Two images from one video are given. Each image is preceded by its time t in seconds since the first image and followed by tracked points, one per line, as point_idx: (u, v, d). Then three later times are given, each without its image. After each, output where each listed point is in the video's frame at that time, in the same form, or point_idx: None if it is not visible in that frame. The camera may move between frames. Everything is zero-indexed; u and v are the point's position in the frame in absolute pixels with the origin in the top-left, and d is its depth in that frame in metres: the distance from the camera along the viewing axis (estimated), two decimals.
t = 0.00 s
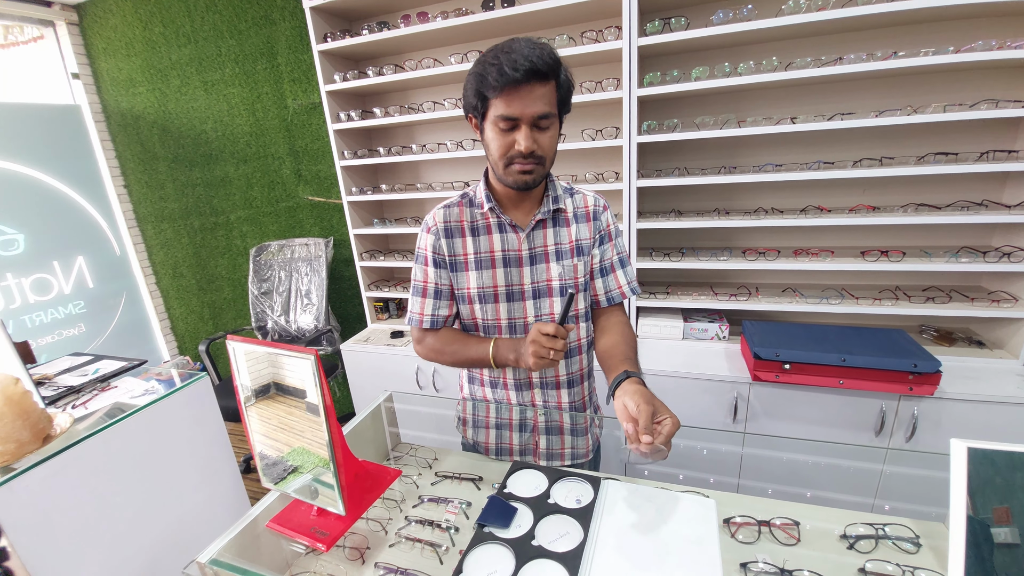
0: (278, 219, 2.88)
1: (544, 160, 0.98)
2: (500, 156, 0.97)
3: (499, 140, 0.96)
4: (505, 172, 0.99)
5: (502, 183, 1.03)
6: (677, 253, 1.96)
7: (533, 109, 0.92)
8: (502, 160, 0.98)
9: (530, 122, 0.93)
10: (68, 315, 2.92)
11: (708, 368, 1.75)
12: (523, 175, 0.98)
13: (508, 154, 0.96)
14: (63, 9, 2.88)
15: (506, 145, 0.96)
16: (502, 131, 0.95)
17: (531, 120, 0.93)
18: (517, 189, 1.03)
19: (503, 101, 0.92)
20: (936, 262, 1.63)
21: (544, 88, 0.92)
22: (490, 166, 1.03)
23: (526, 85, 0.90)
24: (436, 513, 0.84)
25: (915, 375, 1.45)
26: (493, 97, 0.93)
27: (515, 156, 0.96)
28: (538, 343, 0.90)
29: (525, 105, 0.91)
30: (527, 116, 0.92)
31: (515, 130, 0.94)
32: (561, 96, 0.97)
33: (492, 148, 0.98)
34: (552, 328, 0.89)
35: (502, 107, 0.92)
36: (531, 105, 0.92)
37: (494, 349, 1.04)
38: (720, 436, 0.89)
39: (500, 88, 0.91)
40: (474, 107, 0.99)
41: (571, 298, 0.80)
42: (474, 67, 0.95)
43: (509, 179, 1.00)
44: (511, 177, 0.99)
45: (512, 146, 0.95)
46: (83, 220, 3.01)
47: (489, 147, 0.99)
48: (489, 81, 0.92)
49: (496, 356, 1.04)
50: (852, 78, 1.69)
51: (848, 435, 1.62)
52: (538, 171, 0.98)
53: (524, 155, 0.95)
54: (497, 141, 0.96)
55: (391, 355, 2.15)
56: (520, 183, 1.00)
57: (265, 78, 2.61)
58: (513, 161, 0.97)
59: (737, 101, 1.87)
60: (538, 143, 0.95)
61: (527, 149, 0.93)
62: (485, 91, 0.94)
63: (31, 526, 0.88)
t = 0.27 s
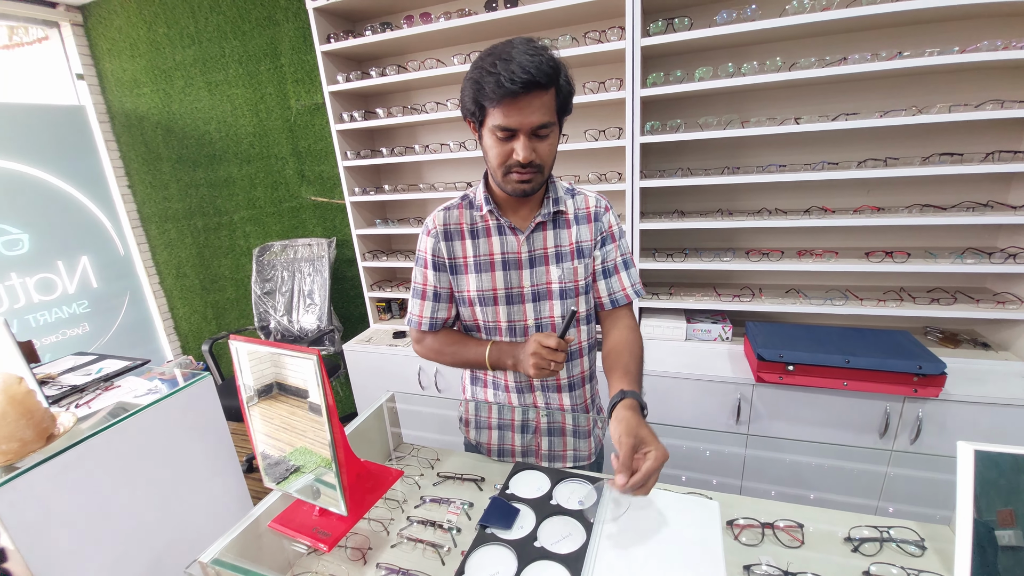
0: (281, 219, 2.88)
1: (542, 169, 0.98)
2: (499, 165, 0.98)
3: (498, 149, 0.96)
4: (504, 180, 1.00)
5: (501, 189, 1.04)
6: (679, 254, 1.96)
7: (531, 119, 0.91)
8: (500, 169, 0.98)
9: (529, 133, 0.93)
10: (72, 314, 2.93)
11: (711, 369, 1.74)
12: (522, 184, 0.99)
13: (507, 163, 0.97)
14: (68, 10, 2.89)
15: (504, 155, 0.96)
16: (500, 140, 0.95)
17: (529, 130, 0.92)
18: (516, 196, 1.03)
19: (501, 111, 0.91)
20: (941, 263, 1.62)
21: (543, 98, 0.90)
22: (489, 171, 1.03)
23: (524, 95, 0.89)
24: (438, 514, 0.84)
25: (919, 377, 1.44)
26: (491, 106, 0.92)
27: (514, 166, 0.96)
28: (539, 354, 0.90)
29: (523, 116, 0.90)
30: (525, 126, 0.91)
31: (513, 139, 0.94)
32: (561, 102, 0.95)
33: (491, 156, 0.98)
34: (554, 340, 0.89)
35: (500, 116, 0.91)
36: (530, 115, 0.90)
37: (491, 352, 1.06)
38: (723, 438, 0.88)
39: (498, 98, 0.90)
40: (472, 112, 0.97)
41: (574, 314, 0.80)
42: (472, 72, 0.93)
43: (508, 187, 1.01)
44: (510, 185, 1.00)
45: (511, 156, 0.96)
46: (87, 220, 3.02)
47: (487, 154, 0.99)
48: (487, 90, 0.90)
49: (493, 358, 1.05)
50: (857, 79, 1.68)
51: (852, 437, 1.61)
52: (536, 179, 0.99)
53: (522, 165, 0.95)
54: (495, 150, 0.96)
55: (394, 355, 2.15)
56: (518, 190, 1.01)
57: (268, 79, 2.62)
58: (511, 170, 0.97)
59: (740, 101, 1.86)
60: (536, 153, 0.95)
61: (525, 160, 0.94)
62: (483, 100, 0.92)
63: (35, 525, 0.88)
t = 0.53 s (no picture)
0: (282, 213, 2.88)
1: (538, 165, 0.97)
2: (494, 160, 0.97)
3: (493, 145, 0.95)
4: (499, 175, 0.99)
5: (497, 184, 1.03)
6: (681, 248, 1.95)
7: (526, 114, 0.90)
8: (496, 164, 0.98)
9: (523, 128, 0.92)
10: (74, 309, 2.94)
11: (712, 363, 1.74)
12: (517, 180, 0.99)
13: (502, 159, 0.96)
14: (67, 3, 2.88)
15: (499, 150, 0.95)
16: (495, 136, 0.94)
17: (524, 125, 0.91)
18: (512, 191, 1.03)
19: (495, 106, 0.90)
20: (945, 257, 1.60)
21: (538, 92, 0.89)
22: (485, 166, 1.02)
23: (519, 89, 0.87)
24: (439, 508, 0.84)
25: (922, 371, 1.43)
26: (485, 101, 0.91)
27: (508, 162, 0.96)
28: (529, 356, 0.89)
29: (518, 111, 0.89)
30: (520, 122, 0.90)
31: (508, 135, 0.93)
32: (557, 96, 0.93)
33: (486, 151, 0.98)
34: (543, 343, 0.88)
35: (494, 112, 0.90)
36: (525, 110, 0.89)
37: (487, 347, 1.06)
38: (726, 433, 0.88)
39: (492, 93, 0.88)
40: (467, 106, 0.96)
41: (563, 318, 0.78)
42: (466, 65, 0.92)
43: (503, 182, 1.01)
44: (505, 180, 1.00)
45: (505, 151, 0.95)
46: (89, 214, 3.02)
47: (482, 149, 0.99)
48: (481, 84, 0.89)
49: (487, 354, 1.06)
50: (861, 71, 1.66)
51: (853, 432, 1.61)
52: (532, 175, 0.98)
53: (517, 161, 0.95)
54: (490, 146, 0.96)
55: (395, 349, 2.16)
56: (514, 186, 1.01)
57: (268, 72, 2.60)
58: (506, 166, 0.97)
59: (743, 94, 1.85)
60: (531, 149, 0.94)
61: (520, 156, 0.93)
62: (477, 94, 0.91)
63: (38, 518, 0.89)
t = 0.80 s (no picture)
0: (284, 204, 2.87)
1: (538, 157, 0.96)
2: (492, 153, 0.96)
3: (491, 137, 0.94)
4: (498, 168, 0.98)
5: (496, 176, 1.02)
6: (685, 236, 1.93)
7: (526, 106, 0.88)
8: (494, 156, 0.97)
9: (523, 120, 0.90)
10: (79, 300, 2.96)
11: (715, 351, 1.73)
12: (516, 172, 0.98)
13: (501, 151, 0.95)
14: None
15: (498, 143, 0.94)
16: (494, 127, 0.93)
17: (523, 117, 0.90)
18: (512, 183, 1.02)
19: (494, 97, 0.88)
20: (953, 243, 1.58)
21: (537, 82, 0.87)
22: (483, 157, 1.01)
23: (518, 80, 0.85)
24: (444, 495, 0.85)
25: (927, 358, 1.42)
26: (483, 92, 0.89)
27: (507, 154, 0.95)
28: (521, 352, 0.89)
29: (517, 102, 0.87)
30: (519, 113, 0.89)
31: (507, 127, 0.92)
32: (557, 85, 0.91)
33: (484, 143, 0.97)
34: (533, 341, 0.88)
35: (493, 103, 0.88)
36: (524, 102, 0.88)
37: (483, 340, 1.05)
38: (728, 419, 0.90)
39: (490, 84, 0.87)
40: (464, 96, 0.94)
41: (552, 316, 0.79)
42: (464, 54, 0.89)
43: (503, 175, 1.00)
44: (504, 173, 0.99)
45: (504, 144, 0.94)
46: (91, 206, 3.02)
47: (481, 140, 0.97)
48: (478, 75, 0.87)
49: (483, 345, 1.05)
50: (870, 53, 1.63)
51: (856, 419, 1.61)
52: (531, 167, 0.97)
53: (516, 154, 0.93)
54: (488, 138, 0.94)
55: (398, 338, 2.16)
56: (514, 178, 1.00)
57: (266, 60, 2.57)
58: (506, 159, 0.96)
59: (749, 78, 1.81)
60: (531, 141, 0.93)
61: (519, 149, 0.92)
62: (475, 84, 0.89)
63: (47, 506, 0.90)
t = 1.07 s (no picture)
0: (280, 203, 2.85)
1: (538, 155, 0.96)
2: (491, 152, 0.96)
3: (491, 136, 0.93)
4: (498, 167, 0.98)
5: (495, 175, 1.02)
6: (684, 229, 1.92)
7: (526, 105, 0.87)
8: (493, 156, 0.96)
9: (523, 119, 0.89)
10: (76, 304, 2.94)
11: (716, 345, 1.73)
12: (516, 171, 0.98)
13: (500, 150, 0.94)
14: None
15: (498, 142, 0.93)
16: (493, 127, 0.92)
17: (524, 116, 0.89)
18: (511, 182, 1.02)
19: (493, 96, 0.87)
20: (953, 233, 1.58)
21: (537, 81, 0.86)
22: (481, 156, 1.00)
23: (518, 79, 0.84)
24: (446, 493, 0.85)
25: (928, 348, 1.42)
26: (482, 91, 0.88)
27: (508, 154, 0.94)
28: (506, 359, 0.90)
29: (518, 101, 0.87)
30: (520, 113, 0.88)
31: (507, 125, 0.91)
32: (557, 81, 0.90)
33: (483, 142, 0.96)
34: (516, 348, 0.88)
35: (493, 103, 0.88)
36: (525, 100, 0.87)
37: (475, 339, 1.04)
38: (728, 414, 0.89)
39: (490, 83, 0.85)
40: (461, 94, 0.93)
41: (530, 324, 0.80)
42: (461, 51, 0.88)
43: (502, 174, 0.99)
44: (504, 172, 0.98)
45: (504, 143, 0.93)
46: (86, 209, 3.00)
47: (479, 139, 0.96)
48: (477, 73, 0.86)
49: (475, 343, 1.04)
50: (867, 42, 1.61)
51: (858, 411, 1.60)
52: (531, 166, 0.97)
53: (517, 154, 0.93)
54: (487, 137, 0.94)
55: (397, 337, 2.15)
56: (513, 176, 0.99)
57: (259, 58, 2.55)
58: (506, 158, 0.95)
59: (746, 69, 1.80)
60: (531, 139, 0.92)
61: (520, 148, 0.91)
62: (473, 83, 0.88)
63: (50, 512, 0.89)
